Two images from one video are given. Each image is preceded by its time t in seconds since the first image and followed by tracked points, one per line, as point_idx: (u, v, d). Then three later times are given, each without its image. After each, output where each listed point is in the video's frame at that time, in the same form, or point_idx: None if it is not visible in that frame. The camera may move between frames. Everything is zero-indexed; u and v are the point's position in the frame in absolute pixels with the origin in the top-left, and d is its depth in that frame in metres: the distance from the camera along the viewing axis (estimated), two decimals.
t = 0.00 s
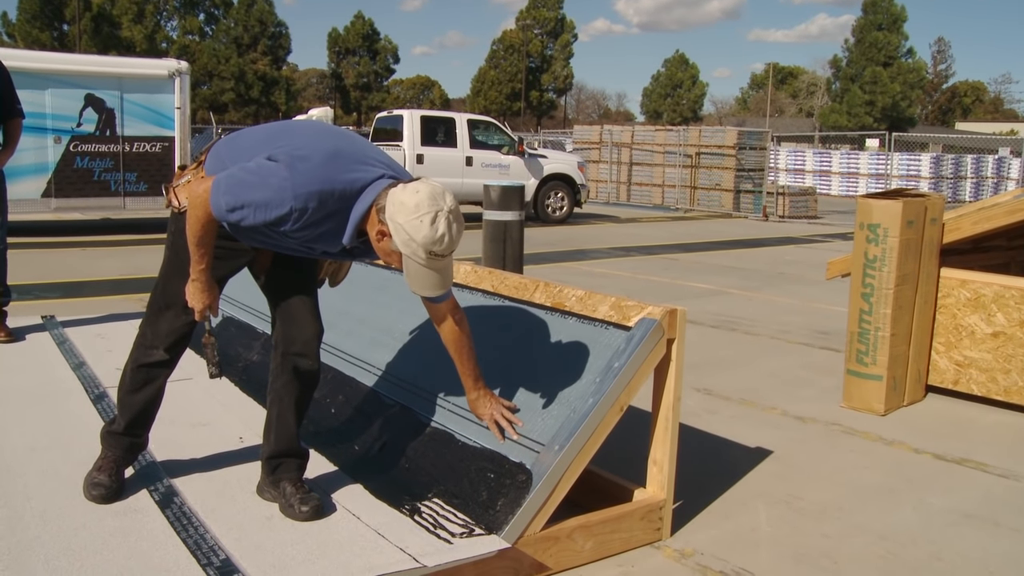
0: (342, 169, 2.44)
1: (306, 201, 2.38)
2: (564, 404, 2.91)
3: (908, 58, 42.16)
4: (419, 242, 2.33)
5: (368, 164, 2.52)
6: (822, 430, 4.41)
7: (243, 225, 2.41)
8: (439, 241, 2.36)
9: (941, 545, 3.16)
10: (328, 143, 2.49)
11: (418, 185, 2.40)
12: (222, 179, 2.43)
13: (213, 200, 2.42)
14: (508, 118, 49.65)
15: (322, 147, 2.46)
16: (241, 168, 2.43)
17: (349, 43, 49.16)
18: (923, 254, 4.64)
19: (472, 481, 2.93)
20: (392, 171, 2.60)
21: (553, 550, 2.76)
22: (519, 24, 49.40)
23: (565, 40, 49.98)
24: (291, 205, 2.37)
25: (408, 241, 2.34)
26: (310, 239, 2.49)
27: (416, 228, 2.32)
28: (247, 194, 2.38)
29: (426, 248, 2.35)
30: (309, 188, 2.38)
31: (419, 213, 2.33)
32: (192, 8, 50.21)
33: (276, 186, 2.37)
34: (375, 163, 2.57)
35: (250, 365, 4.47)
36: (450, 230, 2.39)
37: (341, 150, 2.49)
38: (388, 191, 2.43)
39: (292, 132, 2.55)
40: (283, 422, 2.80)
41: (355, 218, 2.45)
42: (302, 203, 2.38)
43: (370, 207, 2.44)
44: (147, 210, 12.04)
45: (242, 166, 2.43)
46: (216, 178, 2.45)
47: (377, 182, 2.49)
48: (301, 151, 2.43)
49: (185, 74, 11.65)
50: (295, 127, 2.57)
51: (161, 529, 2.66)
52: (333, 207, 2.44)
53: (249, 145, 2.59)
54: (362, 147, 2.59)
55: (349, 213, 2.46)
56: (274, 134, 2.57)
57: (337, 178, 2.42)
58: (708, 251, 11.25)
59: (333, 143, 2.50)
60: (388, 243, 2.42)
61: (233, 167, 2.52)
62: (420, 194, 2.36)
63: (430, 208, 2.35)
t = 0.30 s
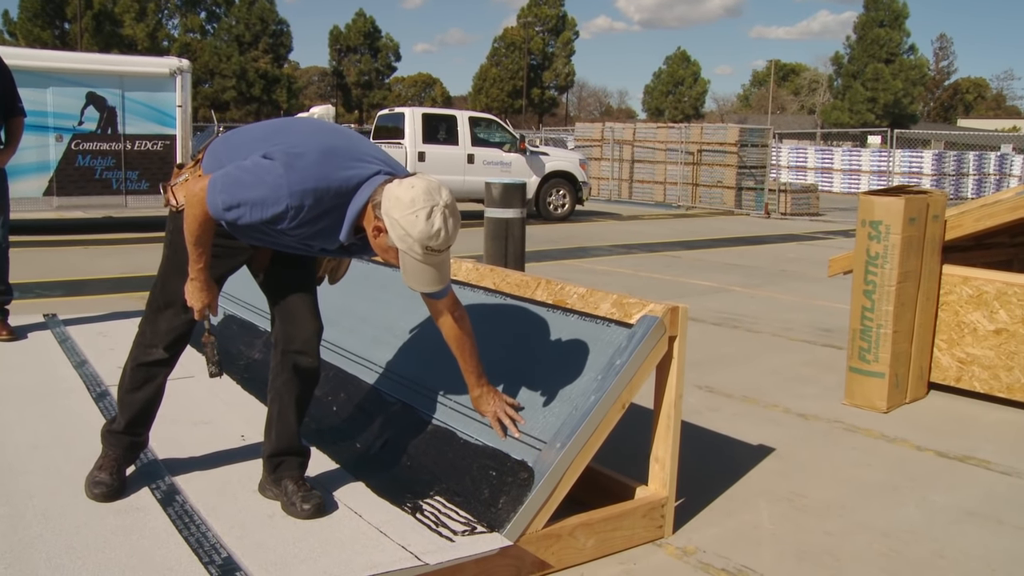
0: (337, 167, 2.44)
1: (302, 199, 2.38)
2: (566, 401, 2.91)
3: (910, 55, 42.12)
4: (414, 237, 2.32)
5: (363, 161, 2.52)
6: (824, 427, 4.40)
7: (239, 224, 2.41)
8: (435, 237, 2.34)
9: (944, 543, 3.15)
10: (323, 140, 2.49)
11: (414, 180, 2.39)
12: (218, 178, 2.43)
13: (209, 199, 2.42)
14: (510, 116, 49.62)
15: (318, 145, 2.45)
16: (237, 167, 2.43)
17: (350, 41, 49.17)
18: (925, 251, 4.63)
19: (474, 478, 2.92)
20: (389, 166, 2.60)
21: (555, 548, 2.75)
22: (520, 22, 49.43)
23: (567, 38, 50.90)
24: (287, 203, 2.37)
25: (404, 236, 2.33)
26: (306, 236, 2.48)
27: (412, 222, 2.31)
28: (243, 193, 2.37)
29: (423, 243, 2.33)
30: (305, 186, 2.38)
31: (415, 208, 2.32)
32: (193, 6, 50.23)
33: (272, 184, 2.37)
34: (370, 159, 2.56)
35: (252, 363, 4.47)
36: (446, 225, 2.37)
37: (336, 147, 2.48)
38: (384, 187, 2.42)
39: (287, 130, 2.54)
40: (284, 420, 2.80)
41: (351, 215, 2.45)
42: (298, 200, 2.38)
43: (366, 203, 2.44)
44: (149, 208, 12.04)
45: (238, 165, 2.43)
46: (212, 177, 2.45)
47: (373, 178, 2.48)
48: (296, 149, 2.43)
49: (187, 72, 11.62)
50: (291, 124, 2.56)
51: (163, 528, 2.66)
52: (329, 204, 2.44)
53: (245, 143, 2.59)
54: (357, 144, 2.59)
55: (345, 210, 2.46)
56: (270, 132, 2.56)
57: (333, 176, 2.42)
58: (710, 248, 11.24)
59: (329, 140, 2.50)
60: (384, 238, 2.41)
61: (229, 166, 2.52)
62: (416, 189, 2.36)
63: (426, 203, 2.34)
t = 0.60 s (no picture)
0: (337, 165, 2.44)
1: (302, 197, 2.38)
2: (570, 402, 2.91)
3: (914, 56, 42.09)
4: (415, 234, 2.32)
5: (363, 158, 2.52)
6: (827, 428, 4.39)
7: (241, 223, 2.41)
8: (436, 233, 2.34)
9: (947, 544, 3.15)
10: (324, 139, 2.49)
11: (414, 177, 2.40)
12: (219, 177, 2.43)
13: (210, 199, 2.42)
14: (513, 116, 49.64)
15: (318, 143, 2.46)
16: (238, 167, 2.43)
17: (354, 41, 49.25)
18: (929, 252, 4.62)
19: (478, 479, 2.93)
20: (389, 164, 2.60)
21: (559, 549, 2.76)
22: (524, 22, 49.51)
23: (571, 38, 50.75)
24: (288, 202, 2.37)
25: (405, 233, 2.33)
26: (308, 234, 2.49)
27: (412, 220, 2.31)
28: (244, 192, 2.38)
29: (423, 240, 2.34)
30: (305, 184, 2.38)
31: (415, 205, 2.33)
32: (197, 7, 50.33)
33: (272, 183, 2.37)
34: (370, 156, 2.57)
35: (255, 363, 4.48)
36: (447, 222, 2.37)
37: (337, 145, 2.49)
38: (384, 184, 2.43)
39: (288, 128, 2.55)
40: (287, 420, 2.81)
41: (352, 213, 2.45)
42: (298, 199, 2.38)
43: (367, 201, 2.44)
44: (153, 208, 12.06)
45: (239, 165, 2.44)
46: (213, 177, 2.45)
47: (374, 175, 2.48)
48: (297, 147, 2.43)
49: (191, 72, 11.64)
50: (291, 122, 2.57)
51: (166, 528, 2.66)
52: (330, 203, 2.44)
53: (245, 143, 2.59)
54: (358, 142, 2.59)
55: (346, 207, 2.46)
56: (270, 131, 2.57)
57: (333, 174, 2.42)
58: (714, 249, 11.23)
59: (329, 138, 2.50)
60: (386, 236, 2.41)
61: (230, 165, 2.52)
62: (416, 186, 2.36)
63: (426, 199, 2.34)
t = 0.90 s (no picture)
0: (342, 147, 2.43)
1: (307, 179, 2.39)
2: (573, 403, 2.91)
3: (917, 58, 42.06)
4: (423, 209, 2.29)
5: (368, 142, 2.51)
6: (831, 431, 4.40)
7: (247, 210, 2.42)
8: (443, 208, 2.31)
9: (950, 547, 3.15)
10: (328, 123, 2.49)
11: (422, 154, 2.38)
12: (224, 166, 2.44)
13: (215, 188, 2.43)
14: (516, 118, 49.68)
15: (322, 127, 2.46)
16: (242, 154, 2.44)
17: (357, 43, 49.33)
18: (932, 255, 4.62)
19: (481, 481, 2.94)
20: (394, 147, 2.59)
21: (562, 551, 2.76)
22: (527, 24, 49.61)
23: (574, 40, 50.66)
24: (293, 185, 2.38)
25: (412, 208, 2.31)
26: (315, 218, 2.48)
27: (420, 194, 2.29)
28: (249, 178, 2.38)
29: (430, 216, 2.30)
30: (309, 166, 2.38)
31: (423, 179, 2.30)
32: (201, 9, 50.43)
33: (277, 167, 2.38)
34: (375, 140, 2.56)
35: (259, 364, 4.49)
36: (455, 197, 2.34)
37: (341, 129, 2.48)
38: (390, 165, 2.41)
39: (292, 116, 2.55)
40: (291, 422, 2.81)
41: (358, 194, 2.43)
42: (303, 181, 2.39)
43: (373, 182, 2.41)
44: (156, 210, 12.09)
45: (244, 153, 2.44)
46: (219, 167, 2.46)
47: (378, 156, 2.46)
48: (300, 132, 2.44)
49: (195, 75, 11.67)
50: (295, 111, 2.58)
51: (170, 529, 2.67)
52: (335, 184, 2.43)
53: (250, 134, 2.60)
54: (362, 128, 2.59)
55: (351, 188, 2.44)
56: (274, 120, 2.58)
57: (338, 156, 2.41)
58: (717, 252, 11.23)
59: (333, 123, 2.50)
60: (393, 213, 2.40)
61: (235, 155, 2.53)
62: (424, 162, 2.34)
63: (433, 174, 2.31)
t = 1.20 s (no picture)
0: (331, 93, 2.42)
1: (304, 124, 2.35)
2: (579, 404, 2.92)
3: (924, 61, 41.96)
4: (420, 125, 2.24)
5: (354, 90, 2.52)
6: (836, 433, 4.39)
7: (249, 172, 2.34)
8: (441, 124, 2.26)
9: (956, 550, 3.14)
10: (312, 78, 2.49)
11: (414, 82, 2.36)
12: (217, 135, 2.38)
13: (211, 156, 2.35)
14: (522, 120, 49.70)
15: (307, 81, 2.46)
16: (233, 121, 2.39)
17: (363, 45, 49.43)
18: (939, 258, 4.61)
19: (487, 483, 2.94)
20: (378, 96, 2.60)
21: (567, 553, 2.76)
22: (533, 26, 49.69)
23: (579, 42, 50.58)
24: (291, 131, 2.33)
25: (410, 128, 2.26)
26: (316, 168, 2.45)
27: (415, 111, 2.25)
28: (245, 135, 2.32)
29: (428, 132, 2.25)
30: (304, 111, 2.36)
31: (417, 99, 2.27)
32: (207, 11, 50.57)
33: (272, 119, 2.34)
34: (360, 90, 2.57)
35: (265, 366, 4.51)
36: (451, 115, 2.29)
37: (327, 81, 2.48)
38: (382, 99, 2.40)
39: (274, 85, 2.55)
40: (297, 424, 2.82)
41: (356, 136, 2.41)
42: (300, 127, 2.35)
43: (368, 122, 2.40)
44: (162, 211, 12.12)
45: (235, 120, 2.40)
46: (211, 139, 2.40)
47: (367, 97, 2.45)
48: (288, 87, 2.43)
49: (201, 76, 11.70)
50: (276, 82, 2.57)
51: (176, 529, 2.68)
52: (332, 129, 2.40)
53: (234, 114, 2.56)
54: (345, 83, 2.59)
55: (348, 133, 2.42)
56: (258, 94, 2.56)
57: (330, 99, 2.40)
58: (722, 254, 11.22)
59: (317, 78, 2.50)
60: (391, 143, 2.34)
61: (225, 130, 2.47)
62: (417, 87, 2.32)
63: (427, 94, 2.28)
